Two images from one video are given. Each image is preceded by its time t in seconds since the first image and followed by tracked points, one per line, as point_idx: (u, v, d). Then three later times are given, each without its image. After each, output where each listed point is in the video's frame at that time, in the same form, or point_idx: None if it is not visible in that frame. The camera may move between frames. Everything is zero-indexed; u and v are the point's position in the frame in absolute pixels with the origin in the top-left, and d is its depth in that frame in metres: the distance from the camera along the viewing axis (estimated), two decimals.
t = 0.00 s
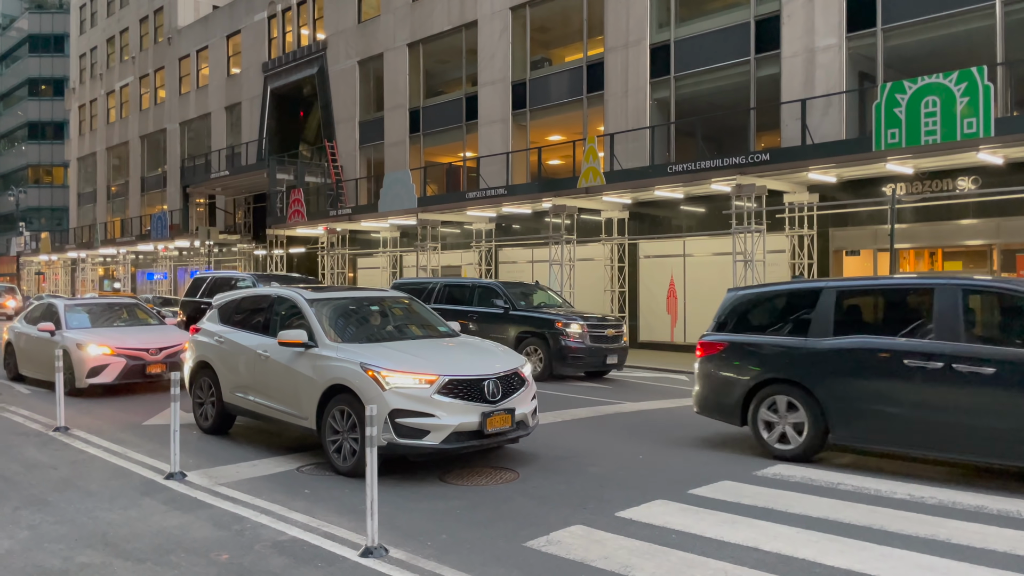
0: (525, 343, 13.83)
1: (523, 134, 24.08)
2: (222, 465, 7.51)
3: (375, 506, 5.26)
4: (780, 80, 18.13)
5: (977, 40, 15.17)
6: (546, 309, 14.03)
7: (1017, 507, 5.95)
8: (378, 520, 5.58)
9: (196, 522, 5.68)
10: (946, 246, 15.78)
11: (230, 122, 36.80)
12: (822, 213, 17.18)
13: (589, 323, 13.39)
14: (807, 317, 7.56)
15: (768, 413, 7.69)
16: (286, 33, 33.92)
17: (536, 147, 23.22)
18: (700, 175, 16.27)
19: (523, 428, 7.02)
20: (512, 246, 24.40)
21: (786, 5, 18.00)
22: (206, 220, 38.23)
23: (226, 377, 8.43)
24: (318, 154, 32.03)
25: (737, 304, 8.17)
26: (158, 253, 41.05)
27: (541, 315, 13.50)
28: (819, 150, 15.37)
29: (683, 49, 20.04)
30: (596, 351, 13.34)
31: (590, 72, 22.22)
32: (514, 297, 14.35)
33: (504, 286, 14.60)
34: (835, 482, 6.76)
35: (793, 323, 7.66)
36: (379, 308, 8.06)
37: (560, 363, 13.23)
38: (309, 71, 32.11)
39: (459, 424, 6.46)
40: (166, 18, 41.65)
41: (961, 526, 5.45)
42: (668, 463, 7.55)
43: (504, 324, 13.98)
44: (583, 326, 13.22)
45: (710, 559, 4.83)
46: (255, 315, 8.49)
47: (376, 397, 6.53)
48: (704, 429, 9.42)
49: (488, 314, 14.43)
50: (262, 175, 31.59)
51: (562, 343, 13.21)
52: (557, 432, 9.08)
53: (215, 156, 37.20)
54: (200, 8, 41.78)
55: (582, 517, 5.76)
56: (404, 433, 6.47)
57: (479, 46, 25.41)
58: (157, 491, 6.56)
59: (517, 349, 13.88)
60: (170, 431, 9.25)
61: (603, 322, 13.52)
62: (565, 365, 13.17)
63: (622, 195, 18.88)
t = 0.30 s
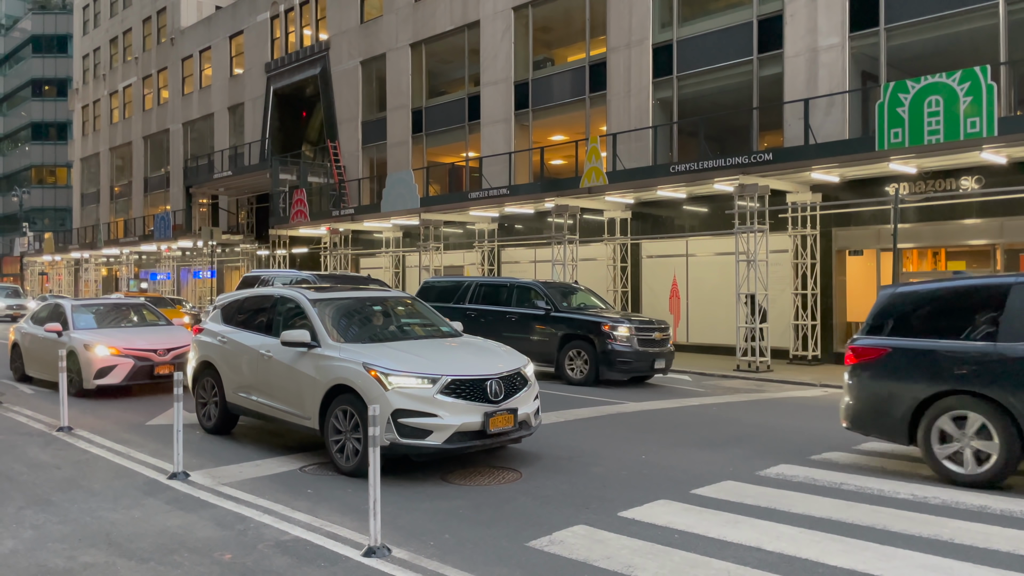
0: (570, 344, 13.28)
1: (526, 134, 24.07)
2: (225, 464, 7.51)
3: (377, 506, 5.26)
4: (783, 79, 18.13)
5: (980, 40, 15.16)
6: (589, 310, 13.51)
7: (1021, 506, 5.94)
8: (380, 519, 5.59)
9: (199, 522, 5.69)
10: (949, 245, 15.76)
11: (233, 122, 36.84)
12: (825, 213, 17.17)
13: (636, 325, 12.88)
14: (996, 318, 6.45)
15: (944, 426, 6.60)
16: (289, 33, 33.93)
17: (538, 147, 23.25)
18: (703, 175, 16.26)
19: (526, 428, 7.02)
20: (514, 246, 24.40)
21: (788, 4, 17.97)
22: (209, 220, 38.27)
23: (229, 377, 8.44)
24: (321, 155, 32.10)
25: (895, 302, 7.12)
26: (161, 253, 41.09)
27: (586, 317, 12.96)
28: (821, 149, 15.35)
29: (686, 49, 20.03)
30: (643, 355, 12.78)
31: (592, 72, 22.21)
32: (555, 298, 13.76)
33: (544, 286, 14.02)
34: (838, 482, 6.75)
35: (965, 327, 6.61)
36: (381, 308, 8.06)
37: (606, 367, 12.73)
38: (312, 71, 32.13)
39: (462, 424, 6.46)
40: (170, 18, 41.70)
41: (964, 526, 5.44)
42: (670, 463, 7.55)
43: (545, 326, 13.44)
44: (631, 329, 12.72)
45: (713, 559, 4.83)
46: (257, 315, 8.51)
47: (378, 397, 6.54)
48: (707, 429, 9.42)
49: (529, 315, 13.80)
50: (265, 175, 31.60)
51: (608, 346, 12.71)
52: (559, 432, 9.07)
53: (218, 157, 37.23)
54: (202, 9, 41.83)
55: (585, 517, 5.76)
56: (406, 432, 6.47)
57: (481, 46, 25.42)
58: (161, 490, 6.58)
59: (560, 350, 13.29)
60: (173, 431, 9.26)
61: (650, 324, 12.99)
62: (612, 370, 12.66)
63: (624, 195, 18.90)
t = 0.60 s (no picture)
0: (615, 348, 12.99)
1: (527, 134, 24.06)
2: (227, 464, 7.52)
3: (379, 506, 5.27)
4: (785, 79, 18.12)
5: (982, 40, 15.15)
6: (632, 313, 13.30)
7: None
8: (383, 519, 5.59)
9: (202, 522, 5.70)
10: (952, 245, 15.75)
11: (235, 123, 36.87)
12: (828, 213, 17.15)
13: (685, 328, 12.63)
14: None
15: None
16: (291, 33, 33.95)
17: (540, 147, 23.25)
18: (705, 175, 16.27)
19: (528, 428, 7.03)
20: (516, 246, 24.39)
21: (791, 4, 17.95)
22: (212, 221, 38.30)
23: (232, 377, 8.45)
24: (324, 155, 32.16)
25: None
26: (164, 253, 41.14)
27: (634, 320, 12.72)
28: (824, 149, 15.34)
29: (688, 50, 20.03)
30: (693, 359, 12.50)
31: (595, 72, 22.22)
32: (598, 299, 13.57)
33: (585, 286, 13.86)
34: (841, 482, 6.74)
35: None
36: (384, 308, 8.07)
37: (655, 371, 12.44)
38: (314, 71, 32.16)
39: (464, 425, 6.47)
40: (172, 19, 41.73)
41: (966, 526, 5.44)
42: (673, 463, 7.54)
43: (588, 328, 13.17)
44: (681, 332, 12.47)
45: (716, 559, 4.82)
46: (260, 316, 8.52)
47: (380, 397, 6.54)
48: (710, 429, 9.41)
49: (572, 316, 13.56)
50: (267, 175, 31.62)
51: (658, 350, 12.42)
52: (562, 432, 9.07)
53: (221, 157, 37.25)
54: (205, 9, 41.88)
55: (587, 517, 5.77)
56: (409, 432, 6.48)
57: (483, 46, 25.44)
58: (164, 491, 6.59)
59: (607, 354, 13.03)
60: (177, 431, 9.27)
61: (698, 327, 12.73)
62: (662, 374, 12.37)
63: (626, 195, 18.94)
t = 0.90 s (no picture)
0: (660, 351, 12.64)
1: (528, 133, 24.06)
2: (229, 464, 7.53)
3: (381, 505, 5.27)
4: (788, 78, 18.10)
5: (983, 40, 15.15)
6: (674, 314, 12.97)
7: None
8: (384, 519, 5.60)
9: (204, 522, 5.70)
10: (954, 244, 15.73)
11: (237, 123, 36.89)
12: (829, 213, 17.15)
13: (733, 330, 12.24)
14: None
15: None
16: (293, 33, 33.96)
17: (541, 147, 23.26)
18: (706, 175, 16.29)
19: (530, 428, 7.03)
20: (518, 246, 24.39)
21: (792, 3, 17.95)
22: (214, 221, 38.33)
23: (234, 377, 8.46)
24: (325, 155, 32.21)
25: None
26: (166, 253, 41.16)
27: (679, 323, 12.36)
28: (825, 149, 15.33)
29: (689, 49, 20.03)
30: (741, 363, 12.16)
31: (596, 72, 22.21)
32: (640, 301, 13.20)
33: (625, 287, 13.46)
34: (842, 482, 6.74)
35: None
36: (385, 308, 8.09)
37: (703, 376, 12.12)
38: (315, 71, 32.17)
39: (466, 424, 6.48)
40: (174, 19, 41.74)
41: (967, 525, 5.44)
42: (675, 462, 7.54)
43: (634, 330, 12.75)
44: (729, 335, 12.07)
45: (717, 558, 4.83)
46: (262, 315, 8.53)
47: (382, 396, 6.55)
48: (712, 428, 9.41)
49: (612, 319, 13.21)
50: (269, 175, 31.62)
51: (705, 354, 12.06)
52: (564, 431, 9.06)
53: (222, 157, 37.27)
54: (206, 9, 41.89)
55: (589, 516, 5.77)
56: (410, 432, 6.48)
57: (484, 46, 25.44)
58: (166, 490, 6.60)
59: (651, 356, 12.72)
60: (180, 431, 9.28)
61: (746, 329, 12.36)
62: (709, 378, 12.04)
63: (628, 195, 19.00)
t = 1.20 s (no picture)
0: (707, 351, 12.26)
1: (529, 133, 24.07)
2: (230, 464, 7.53)
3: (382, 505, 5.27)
4: (789, 78, 18.09)
5: (984, 40, 15.14)
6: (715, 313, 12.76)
7: None
8: (385, 519, 5.60)
9: (205, 521, 5.71)
10: (956, 244, 15.70)
11: (238, 123, 36.89)
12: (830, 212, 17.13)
13: (782, 332, 11.85)
14: None
15: None
16: (294, 33, 33.97)
17: (542, 146, 23.27)
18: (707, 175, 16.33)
19: (531, 428, 7.03)
20: (518, 246, 24.41)
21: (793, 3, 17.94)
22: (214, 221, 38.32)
23: (235, 377, 8.46)
24: (325, 155, 32.20)
25: None
26: (167, 254, 41.16)
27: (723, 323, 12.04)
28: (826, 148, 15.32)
29: (689, 49, 20.03)
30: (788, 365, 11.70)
31: (597, 71, 22.21)
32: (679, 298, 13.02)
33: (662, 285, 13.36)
34: (844, 481, 6.74)
35: None
36: (386, 308, 8.09)
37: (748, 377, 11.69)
38: (316, 71, 32.17)
39: (467, 423, 6.48)
40: (175, 20, 41.75)
41: (968, 524, 5.43)
42: (676, 462, 7.53)
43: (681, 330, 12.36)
44: (776, 335, 11.68)
45: (718, 558, 4.83)
46: (263, 315, 8.54)
47: (383, 396, 6.55)
48: (714, 427, 9.40)
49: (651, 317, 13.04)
50: (269, 175, 31.64)
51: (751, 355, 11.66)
52: (565, 431, 9.05)
53: (223, 157, 37.27)
54: (207, 9, 41.90)
55: (590, 516, 5.77)
56: (412, 432, 6.48)
57: (484, 46, 25.45)
58: (167, 490, 6.61)
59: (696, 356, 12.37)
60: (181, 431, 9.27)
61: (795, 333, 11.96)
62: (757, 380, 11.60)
63: (629, 194, 19.04)
